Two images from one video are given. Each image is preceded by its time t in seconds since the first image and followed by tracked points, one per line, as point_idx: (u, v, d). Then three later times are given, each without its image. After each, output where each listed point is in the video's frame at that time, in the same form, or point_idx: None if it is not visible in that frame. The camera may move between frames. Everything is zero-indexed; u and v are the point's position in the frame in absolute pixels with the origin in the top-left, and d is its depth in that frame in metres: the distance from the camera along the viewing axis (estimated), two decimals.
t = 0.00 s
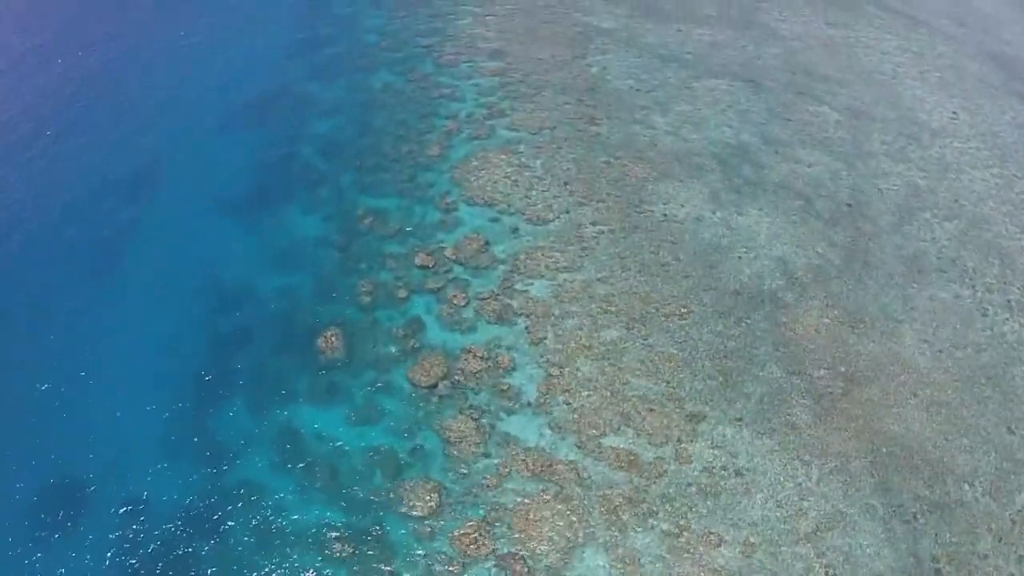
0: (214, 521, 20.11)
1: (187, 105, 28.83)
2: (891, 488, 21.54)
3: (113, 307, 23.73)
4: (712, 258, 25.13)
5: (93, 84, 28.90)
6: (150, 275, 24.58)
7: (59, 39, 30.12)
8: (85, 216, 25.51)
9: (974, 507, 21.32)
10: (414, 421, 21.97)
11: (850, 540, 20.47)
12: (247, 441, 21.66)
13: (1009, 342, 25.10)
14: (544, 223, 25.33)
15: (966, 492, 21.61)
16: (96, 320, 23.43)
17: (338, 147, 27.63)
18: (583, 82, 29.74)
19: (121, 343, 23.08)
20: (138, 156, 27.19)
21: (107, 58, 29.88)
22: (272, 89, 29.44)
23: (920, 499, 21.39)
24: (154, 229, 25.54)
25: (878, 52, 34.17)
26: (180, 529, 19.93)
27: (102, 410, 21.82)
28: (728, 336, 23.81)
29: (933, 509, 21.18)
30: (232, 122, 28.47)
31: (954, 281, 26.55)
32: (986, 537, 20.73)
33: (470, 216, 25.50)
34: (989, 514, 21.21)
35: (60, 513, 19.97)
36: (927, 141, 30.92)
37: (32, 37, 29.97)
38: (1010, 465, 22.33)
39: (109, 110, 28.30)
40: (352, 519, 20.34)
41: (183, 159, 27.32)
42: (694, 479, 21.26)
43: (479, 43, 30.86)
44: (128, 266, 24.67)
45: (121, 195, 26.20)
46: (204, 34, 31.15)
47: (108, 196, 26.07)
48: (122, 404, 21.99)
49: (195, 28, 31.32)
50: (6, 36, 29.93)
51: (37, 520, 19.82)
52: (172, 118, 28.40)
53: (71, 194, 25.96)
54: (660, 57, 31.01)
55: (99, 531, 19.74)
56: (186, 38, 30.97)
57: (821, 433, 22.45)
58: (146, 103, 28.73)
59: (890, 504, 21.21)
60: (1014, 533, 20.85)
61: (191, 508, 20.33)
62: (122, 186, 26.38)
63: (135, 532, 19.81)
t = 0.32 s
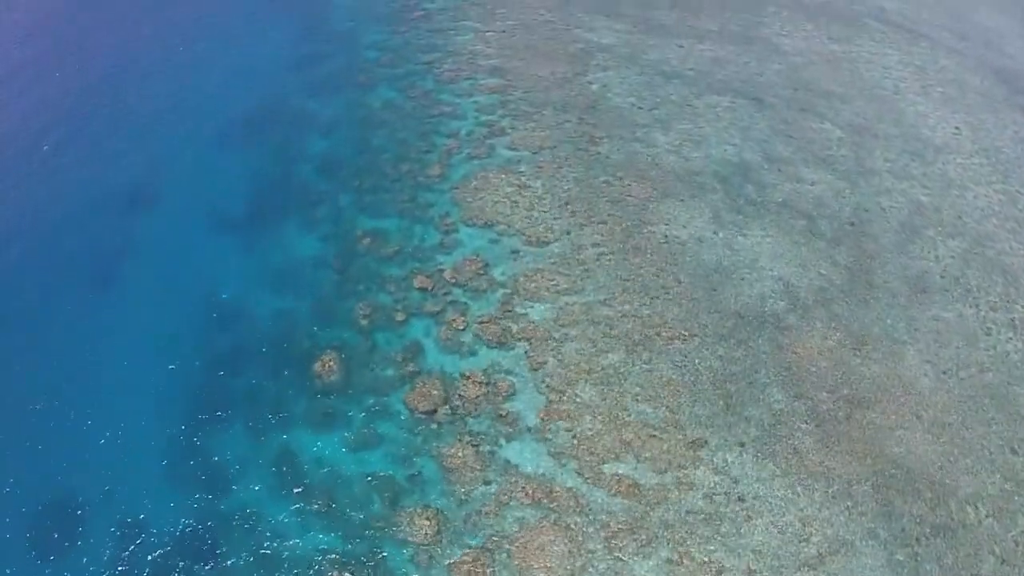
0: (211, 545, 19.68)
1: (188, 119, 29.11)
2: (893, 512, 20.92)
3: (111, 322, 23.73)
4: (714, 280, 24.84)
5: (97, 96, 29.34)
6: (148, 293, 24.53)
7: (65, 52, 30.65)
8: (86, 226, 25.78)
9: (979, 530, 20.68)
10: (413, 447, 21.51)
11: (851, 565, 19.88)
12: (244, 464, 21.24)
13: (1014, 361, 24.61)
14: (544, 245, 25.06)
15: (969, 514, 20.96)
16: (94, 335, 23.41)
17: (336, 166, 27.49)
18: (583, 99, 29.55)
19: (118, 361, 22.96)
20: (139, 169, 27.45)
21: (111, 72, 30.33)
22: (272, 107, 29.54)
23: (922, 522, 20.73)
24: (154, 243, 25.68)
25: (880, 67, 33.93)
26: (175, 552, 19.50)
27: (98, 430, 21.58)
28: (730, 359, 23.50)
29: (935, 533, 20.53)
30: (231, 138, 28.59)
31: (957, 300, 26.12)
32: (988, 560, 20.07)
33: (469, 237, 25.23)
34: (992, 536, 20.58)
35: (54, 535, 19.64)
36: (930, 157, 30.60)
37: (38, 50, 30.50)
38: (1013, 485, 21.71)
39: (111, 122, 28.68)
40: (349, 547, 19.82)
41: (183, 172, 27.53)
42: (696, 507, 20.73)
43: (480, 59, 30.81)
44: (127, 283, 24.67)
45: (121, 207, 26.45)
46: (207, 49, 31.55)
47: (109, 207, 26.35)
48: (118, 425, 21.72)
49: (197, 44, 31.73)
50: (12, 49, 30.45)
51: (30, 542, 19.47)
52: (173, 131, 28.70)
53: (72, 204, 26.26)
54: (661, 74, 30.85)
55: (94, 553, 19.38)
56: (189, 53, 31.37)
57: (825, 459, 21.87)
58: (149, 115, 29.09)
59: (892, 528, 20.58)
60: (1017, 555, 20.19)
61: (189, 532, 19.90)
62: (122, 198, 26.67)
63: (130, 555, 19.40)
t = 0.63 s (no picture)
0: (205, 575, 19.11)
1: (186, 133, 28.83)
2: (899, 540, 20.36)
3: (106, 342, 23.31)
4: (717, 305, 24.46)
5: (95, 110, 29.14)
6: (143, 313, 24.08)
7: (65, 66, 30.51)
8: (82, 242, 25.50)
9: (985, 556, 20.19)
10: (411, 476, 20.94)
11: None
12: (238, 491, 20.69)
13: (1019, 384, 24.14)
14: (545, 270, 24.68)
15: (974, 540, 20.48)
16: (88, 355, 23.00)
17: (334, 187, 27.14)
18: (584, 119, 29.24)
19: (113, 383, 22.53)
20: (138, 176, 27.40)
21: (110, 85, 30.11)
22: (270, 124, 29.21)
23: (928, 550, 20.21)
24: (150, 261, 25.33)
25: (882, 84, 33.63)
26: None
27: (90, 454, 21.09)
28: (734, 386, 23.08)
29: (941, 561, 20.00)
30: (229, 155, 28.25)
31: (962, 322, 25.63)
32: None
33: (468, 262, 24.86)
34: (997, 563, 20.08)
35: (45, 560, 19.12)
36: (933, 176, 30.19)
37: (38, 65, 30.37)
38: (1017, 510, 21.23)
39: (110, 132, 28.56)
40: None
41: (180, 188, 27.21)
42: (699, 536, 20.10)
43: (479, 78, 30.52)
44: (122, 302, 24.25)
45: (117, 223, 26.13)
46: (206, 63, 31.31)
47: (106, 223, 26.06)
48: (112, 450, 21.22)
49: (197, 57, 31.51)
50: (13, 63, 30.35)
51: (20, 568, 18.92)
52: (171, 145, 28.41)
53: (69, 220, 26.00)
54: (662, 93, 30.57)
55: None
56: (188, 66, 31.14)
57: (830, 486, 21.31)
58: (146, 129, 28.83)
59: (898, 556, 20.04)
60: None
61: (183, 561, 19.33)
62: (119, 213, 26.36)
63: None
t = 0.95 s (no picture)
0: None
1: (185, 147, 28.67)
2: (902, 564, 20.12)
3: (102, 361, 23.13)
4: (719, 328, 24.17)
5: (94, 121, 29.03)
6: (140, 332, 23.87)
7: (63, 75, 30.37)
8: (79, 256, 25.33)
9: None
10: (409, 502, 20.62)
11: None
12: (235, 517, 20.37)
13: None
14: (545, 291, 24.43)
15: (977, 562, 20.28)
16: (84, 375, 22.78)
17: (333, 206, 26.92)
18: (585, 136, 29.05)
19: (108, 403, 22.30)
20: (140, 177, 27.61)
21: (109, 96, 30.01)
22: (269, 140, 29.01)
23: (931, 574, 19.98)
24: (152, 262, 25.51)
25: (885, 99, 33.38)
26: None
27: (87, 474, 20.87)
28: (737, 410, 22.75)
29: None
30: (227, 170, 28.09)
31: (966, 340, 25.30)
32: None
33: (468, 283, 24.61)
34: None
35: None
36: (937, 192, 29.89)
37: (37, 74, 30.23)
38: (1019, 530, 21.01)
39: (111, 133, 28.77)
40: None
41: (178, 203, 27.05)
42: (699, 564, 19.81)
43: (480, 95, 30.31)
44: (119, 320, 24.04)
45: (114, 238, 25.95)
46: (206, 75, 31.19)
47: (103, 237, 25.90)
48: (105, 471, 20.97)
49: (196, 68, 31.39)
50: (10, 71, 30.16)
51: None
52: (170, 159, 28.26)
53: (66, 232, 25.85)
54: (664, 110, 30.38)
55: None
56: (188, 78, 31.00)
57: (832, 510, 21.00)
58: (145, 141, 28.69)
59: None
60: None
61: None
62: (115, 228, 26.19)
63: None
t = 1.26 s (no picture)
0: None
1: (184, 174, 28.93)
2: None
3: (99, 381, 22.86)
4: (723, 353, 23.72)
5: (96, 150, 29.48)
6: (137, 355, 23.61)
7: (69, 108, 31.05)
8: (77, 279, 25.34)
9: None
10: (409, 531, 19.95)
11: None
12: (232, 543, 19.76)
13: None
14: (546, 316, 24.11)
15: None
16: (81, 395, 22.51)
17: (331, 227, 26.84)
18: (586, 156, 29.05)
19: (106, 423, 21.93)
20: (143, 191, 28.21)
21: (111, 127, 30.49)
22: (268, 165, 29.19)
23: None
24: (154, 271, 25.80)
25: (888, 116, 33.13)
26: None
27: (80, 493, 20.36)
28: (740, 437, 22.14)
29: None
30: (226, 195, 28.22)
31: (971, 362, 24.72)
32: None
33: (468, 307, 24.32)
34: None
35: None
36: (941, 211, 29.51)
37: (42, 106, 30.87)
38: None
39: (118, 150, 29.58)
40: None
41: (179, 221, 27.28)
42: None
43: (480, 114, 30.67)
44: (116, 342, 23.85)
45: (112, 261, 25.97)
46: (206, 103, 31.68)
47: (101, 260, 25.96)
48: (103, 492, 20.46)
49: (197, 98, 31.88)
50: (16, 104, 30.75)
51: None
52: (170, 186, 28.50)
53: (71, 243, 26.32)
54: (665, 129, 30.39)
55: None
56: (188, 107, 31.51)
57: (834, 537, 20.22)
58: (145, 169, 29.05)
59: None
60: None
61: None
62: (114, 252, 26.24)
63: None
